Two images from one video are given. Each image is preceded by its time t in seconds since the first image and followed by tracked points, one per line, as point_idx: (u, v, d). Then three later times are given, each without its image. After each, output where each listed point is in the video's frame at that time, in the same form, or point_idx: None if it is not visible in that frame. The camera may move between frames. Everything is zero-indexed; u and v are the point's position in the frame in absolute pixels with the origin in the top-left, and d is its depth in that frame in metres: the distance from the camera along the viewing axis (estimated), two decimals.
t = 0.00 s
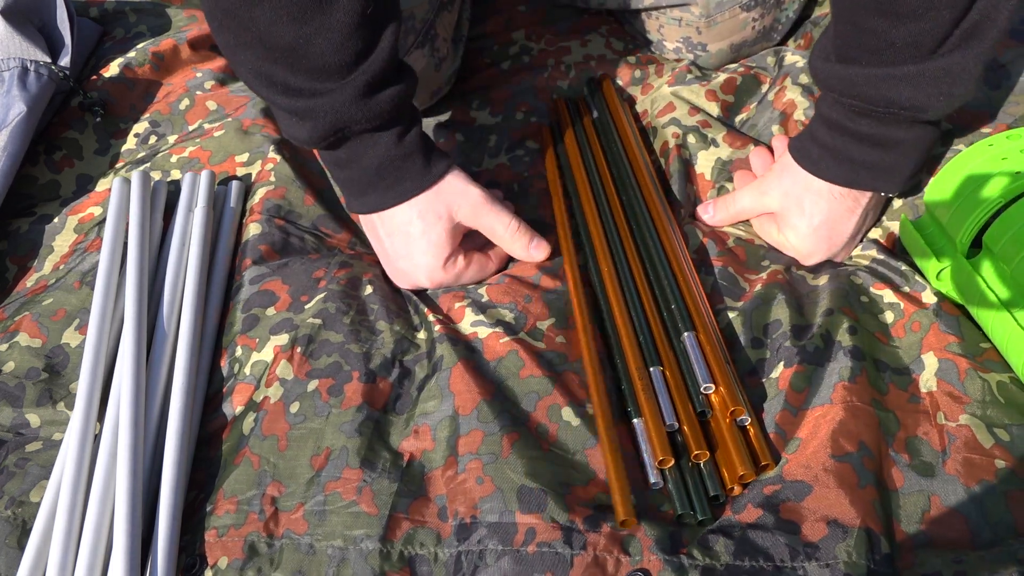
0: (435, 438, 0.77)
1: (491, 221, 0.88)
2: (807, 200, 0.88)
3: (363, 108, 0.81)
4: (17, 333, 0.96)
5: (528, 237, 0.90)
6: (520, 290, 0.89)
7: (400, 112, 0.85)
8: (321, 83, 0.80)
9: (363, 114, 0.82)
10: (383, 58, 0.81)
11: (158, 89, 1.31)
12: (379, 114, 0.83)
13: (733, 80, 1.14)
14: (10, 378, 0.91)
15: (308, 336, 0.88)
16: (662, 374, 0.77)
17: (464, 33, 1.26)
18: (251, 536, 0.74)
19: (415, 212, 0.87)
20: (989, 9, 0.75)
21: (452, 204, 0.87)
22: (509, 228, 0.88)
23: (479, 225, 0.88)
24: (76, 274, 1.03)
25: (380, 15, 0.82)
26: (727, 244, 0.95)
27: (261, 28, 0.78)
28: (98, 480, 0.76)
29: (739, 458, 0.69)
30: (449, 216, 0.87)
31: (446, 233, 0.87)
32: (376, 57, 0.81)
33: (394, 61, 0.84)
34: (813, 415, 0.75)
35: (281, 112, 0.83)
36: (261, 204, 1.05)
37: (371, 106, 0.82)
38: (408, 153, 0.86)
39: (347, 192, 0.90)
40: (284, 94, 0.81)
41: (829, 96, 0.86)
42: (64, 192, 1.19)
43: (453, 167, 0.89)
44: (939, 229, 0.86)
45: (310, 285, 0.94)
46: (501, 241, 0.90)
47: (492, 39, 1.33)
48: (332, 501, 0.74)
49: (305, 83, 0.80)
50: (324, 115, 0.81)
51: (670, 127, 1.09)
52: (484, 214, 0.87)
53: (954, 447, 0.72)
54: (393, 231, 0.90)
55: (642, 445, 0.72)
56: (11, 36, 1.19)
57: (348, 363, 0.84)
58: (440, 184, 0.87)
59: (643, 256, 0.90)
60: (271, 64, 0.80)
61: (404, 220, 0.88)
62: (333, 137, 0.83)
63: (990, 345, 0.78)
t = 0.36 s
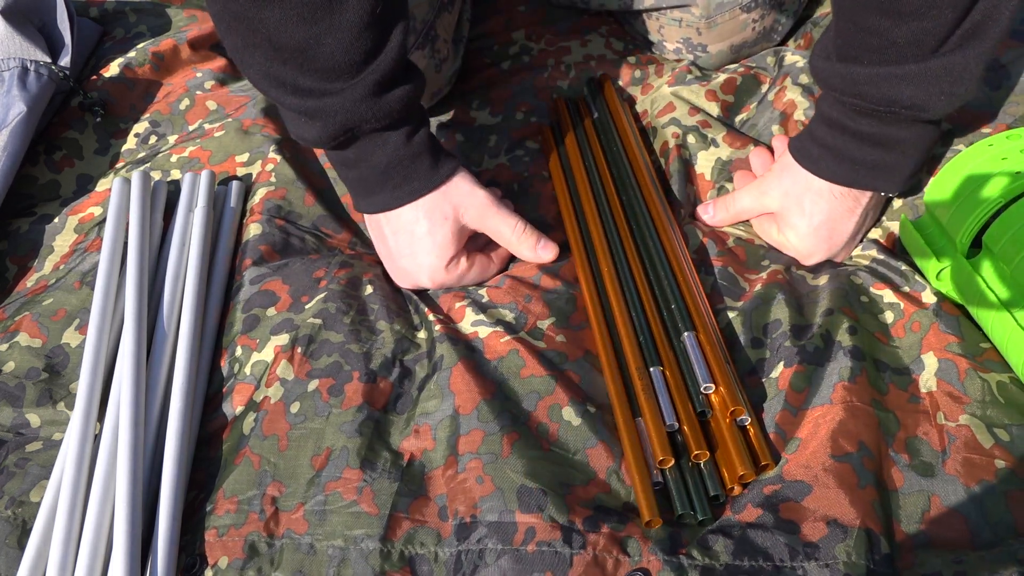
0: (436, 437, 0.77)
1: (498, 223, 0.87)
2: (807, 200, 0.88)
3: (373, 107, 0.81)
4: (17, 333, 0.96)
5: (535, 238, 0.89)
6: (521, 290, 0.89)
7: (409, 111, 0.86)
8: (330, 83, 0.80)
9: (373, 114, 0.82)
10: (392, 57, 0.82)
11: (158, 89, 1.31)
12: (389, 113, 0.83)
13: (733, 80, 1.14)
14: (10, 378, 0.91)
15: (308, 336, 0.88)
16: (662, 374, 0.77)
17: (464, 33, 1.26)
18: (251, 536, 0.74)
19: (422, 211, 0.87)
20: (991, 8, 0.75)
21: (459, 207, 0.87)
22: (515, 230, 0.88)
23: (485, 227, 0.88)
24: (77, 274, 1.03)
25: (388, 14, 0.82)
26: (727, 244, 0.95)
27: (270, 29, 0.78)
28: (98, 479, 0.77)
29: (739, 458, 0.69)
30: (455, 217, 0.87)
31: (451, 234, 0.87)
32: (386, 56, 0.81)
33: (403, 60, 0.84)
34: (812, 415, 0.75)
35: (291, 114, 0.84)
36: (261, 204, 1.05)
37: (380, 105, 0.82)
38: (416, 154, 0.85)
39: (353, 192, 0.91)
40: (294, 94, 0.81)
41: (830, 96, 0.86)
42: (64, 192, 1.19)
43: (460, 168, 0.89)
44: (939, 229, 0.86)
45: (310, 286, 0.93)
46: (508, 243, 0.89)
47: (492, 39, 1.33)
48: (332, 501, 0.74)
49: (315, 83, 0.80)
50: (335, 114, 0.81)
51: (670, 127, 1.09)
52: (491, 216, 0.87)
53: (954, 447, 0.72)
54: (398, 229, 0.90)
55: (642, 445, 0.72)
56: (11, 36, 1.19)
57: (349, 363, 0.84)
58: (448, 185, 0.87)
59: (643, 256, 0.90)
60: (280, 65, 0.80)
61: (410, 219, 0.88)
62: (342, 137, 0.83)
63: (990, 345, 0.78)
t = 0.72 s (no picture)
0: (436, 436, 0.77)
1: (524, 171, 0.91)
2: (809, 199, 0.88)
3: (390, 63, 0.85)
4: (17, 333, 0.96)
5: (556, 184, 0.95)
6: (524, 288, 0.89)
7: (428, 68, 0.89)
8: (353, 42, 0.85)
9: (390, 69, 0.85)
10: (406, 16, 0.85)
11: (158, 89, 1.30)
12: (406, 69, 0.86)
13: (733, 80, 1.14)
14: (10, 378, 0.91)
15: (302, 332, 0.87)
16: (663, 374, 0.77)
17: (464, 32, 1.26)
18: (250, 535, 0.74)
19: (451, 165, 0.90)
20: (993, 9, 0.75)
21: (482, 160, 0.90)
22: (539, 177, 0.93)
23: (512, 177, 0.92)
24: (76, 274, 1.03)
25: None
26: (727, 243, 0.95)
27: None
28: (98, 480, 0.76)
29: (740, 458, 0.69)
30: (482, 173, 0.90)
31: (479, 188, 0.90)
32: (401, 15, 0.85)
33: (417, 20, 0.87)
34: (812, 414, 0.75)
35: (320, 76, 0.88)
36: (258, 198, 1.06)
37: (399, 60, 0.85)
38: (429, 118, 0.89)
39: (386, 148, 0.93)
40: (321, 54, 0.86)
41: (831, 96, 0.86)
42: (64, 192, 1.19)
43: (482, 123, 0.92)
44: (939, 229, 0.86)
45: (302, 279, 0.93)
46: (532, 189, 0.94)
47: (492, 39, 1.33)
48: (332, 501, 0.74)
49: (337, 43, 0.85)
50: (354, 73, 0.85)
51: (670, 127, 1.10)
52: (518, 164, 0.91)
53: (954, 446, 0.72)
54: (427, 185, 0.93)
55: (643, 444, 0.72)
56: (11, 36, 1.19)
57: (345, 360, 0.84)
58: (472, 135, 0.90)
59: (644, 255, 0.90)
60: (303, 24, 0.86)
61: (437, 174, 0.91)
62: (364, 95, 0.87)
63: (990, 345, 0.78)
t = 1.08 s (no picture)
0: (438, 436, 0.77)
1: (530, 207, 0.89)
2: (809, 199, 0.88)
3: (422, 93, 0.86)
4: (17, 333, 0.96)
5: (568, 223, 0.90)
6: (525, 289, 0.89)
7: (455, 95, 0.90)
8: (382, 69, 0.86)
9: (422, 99, 0.87)
10: (440, 45, 0.86)
11: (158, 88, 1.30)
12: (437, 98, 0.88)
13: (734, 80, 1.14)
14: (10, 378, 0.91)
15: (304, 333, 0.87)
16: (664, 374, 0.77)
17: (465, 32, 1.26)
18: (251, 535, 0.74)
19: (461, 194, 0.91)
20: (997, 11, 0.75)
21: (495, 191, 0.91)
22: (546, 215, 0.89)
23: (518, 211, 0.90)
24: (77, 274, 1.03)
25: (435, 4, 0.87)
26: (728, 243, 0.95)
27: (324, 20, 0.83)
28: (98, 480, 0.76)
29: (741, 457, 0.68)
30: (490, 204, 0.91)
31: (484, 218, 0.90)
32: (434, 44, 0.86)
33: (448, 48, 0.89)
34: (812, 415, 0.75)
35: (347, 100, 0.89)
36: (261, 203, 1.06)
37: (430, 90, 0.86)
38: (437, 125, 0.90)
39: (404, 171, 0.95)
40: (348, 79, 0.86)
41: (835, 94, 0.86)
42: (64, 192, 1.19)
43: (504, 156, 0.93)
44: (939, 228, 0.85)
45: (308, 283, 0.94)
46: (539, 228, 0.91)
47: (492, 39, 1.33)
48: (332, 500, 0.74)
49: (367, 69, 0.85)
50: (386, 100, 0.86)
51: (670, 127, 1.09)
52: (524, 200, 0.89)
53: (955, 447, 0.72)
54: (436, 209, 0.94)
55: (643, 444, 0.72)
56: (11, 36, 1.19)
57: (347, 361, 0.84)
58: (489, 168, 0.91)
59: (645, 256, 0.90)
60: (333, 53, 0.85)
61: (448, 198, 0.92)
62: (392, 121, 0.89)
63: (990, 345, 0.78)
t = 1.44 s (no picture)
0: (438, 436, 0.77)
1: (535, 206, 0.89)
2: (809, 197, 0.88)
3: (426, 88, 0.86)
4: (17, 333, 0.96)
5: (571, 222, 0.90)
6: (525, 289, 0.89)
7: (460, 94, 0.91)
8: (388, 63, 0.86)
9: (426, 94, 0.87)
10: (446, 40, 0.87)
11: (158, 88, 1.30)
12: (441, 94, 0.88)
13: (734, 80, 1.14)
14: (10, 378, 0.91)
15: (305, 333, 0.87)
16: (667, 373, 0.77)
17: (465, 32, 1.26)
18: (251, 535, 0.74)
19: (463, 194, 0.91)
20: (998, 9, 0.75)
21: (497, 191, 0.90)
22: (550, 214, 0.90)
23: (522, 212, 0.91)
24: (77, 274, 1.03)
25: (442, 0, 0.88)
26: (727, 242, 0.94)
27: (333, 10, 0.85)
28: (98, 481, 0.76)
29: (746, 456, 0.69)
30: (493, 204, 0.90)
31: (486, 219, 0.90)
32: (440, 39, 0.87)
33: (456, 45, 0.89)
34: (812, 414, 0.75)
35: (351, 94, 0.89)
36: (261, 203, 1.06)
37: (435, 85, 0.87)
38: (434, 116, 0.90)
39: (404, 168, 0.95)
40: (353, 73, 0.87)
41: (835, 88, 0.86)
42: (64, 192, 1.19)
43: (506, 156, 0.93)
44: (939, 228, 0.85)
45: (308, 284, 0.94)
46: (543, 228, 0.91)
47: (492, 38, 1.33)
48: (332, 500, 0.74)
49: (373, 63, 0.86)
50: (390, 94, 0.86)
51: (670, 127, 1.09)
52: (528, 199, 0.89)
53: (955, 447, 0.72)
54: (438, 208, 0.94)
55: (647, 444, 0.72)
56: (11, 36, 1.19)
57: (347, 361, 0.84)
58: (491, 168, 0.91)
59: (647, 255, 0.90)
60: (339, 44, 0.86)
61: (449, 200, 0.92)
62: (395, 116, 0.89)
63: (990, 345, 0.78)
